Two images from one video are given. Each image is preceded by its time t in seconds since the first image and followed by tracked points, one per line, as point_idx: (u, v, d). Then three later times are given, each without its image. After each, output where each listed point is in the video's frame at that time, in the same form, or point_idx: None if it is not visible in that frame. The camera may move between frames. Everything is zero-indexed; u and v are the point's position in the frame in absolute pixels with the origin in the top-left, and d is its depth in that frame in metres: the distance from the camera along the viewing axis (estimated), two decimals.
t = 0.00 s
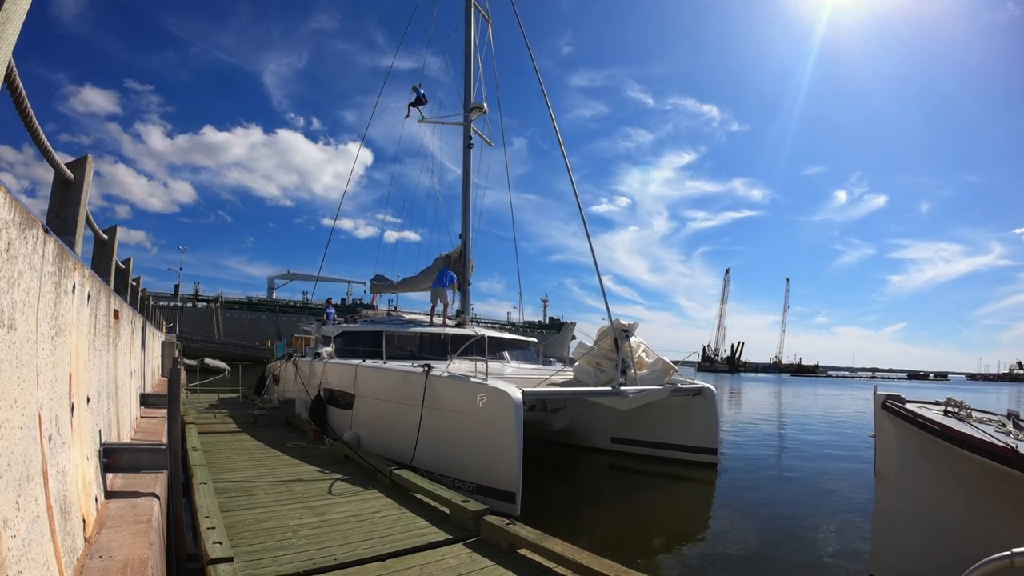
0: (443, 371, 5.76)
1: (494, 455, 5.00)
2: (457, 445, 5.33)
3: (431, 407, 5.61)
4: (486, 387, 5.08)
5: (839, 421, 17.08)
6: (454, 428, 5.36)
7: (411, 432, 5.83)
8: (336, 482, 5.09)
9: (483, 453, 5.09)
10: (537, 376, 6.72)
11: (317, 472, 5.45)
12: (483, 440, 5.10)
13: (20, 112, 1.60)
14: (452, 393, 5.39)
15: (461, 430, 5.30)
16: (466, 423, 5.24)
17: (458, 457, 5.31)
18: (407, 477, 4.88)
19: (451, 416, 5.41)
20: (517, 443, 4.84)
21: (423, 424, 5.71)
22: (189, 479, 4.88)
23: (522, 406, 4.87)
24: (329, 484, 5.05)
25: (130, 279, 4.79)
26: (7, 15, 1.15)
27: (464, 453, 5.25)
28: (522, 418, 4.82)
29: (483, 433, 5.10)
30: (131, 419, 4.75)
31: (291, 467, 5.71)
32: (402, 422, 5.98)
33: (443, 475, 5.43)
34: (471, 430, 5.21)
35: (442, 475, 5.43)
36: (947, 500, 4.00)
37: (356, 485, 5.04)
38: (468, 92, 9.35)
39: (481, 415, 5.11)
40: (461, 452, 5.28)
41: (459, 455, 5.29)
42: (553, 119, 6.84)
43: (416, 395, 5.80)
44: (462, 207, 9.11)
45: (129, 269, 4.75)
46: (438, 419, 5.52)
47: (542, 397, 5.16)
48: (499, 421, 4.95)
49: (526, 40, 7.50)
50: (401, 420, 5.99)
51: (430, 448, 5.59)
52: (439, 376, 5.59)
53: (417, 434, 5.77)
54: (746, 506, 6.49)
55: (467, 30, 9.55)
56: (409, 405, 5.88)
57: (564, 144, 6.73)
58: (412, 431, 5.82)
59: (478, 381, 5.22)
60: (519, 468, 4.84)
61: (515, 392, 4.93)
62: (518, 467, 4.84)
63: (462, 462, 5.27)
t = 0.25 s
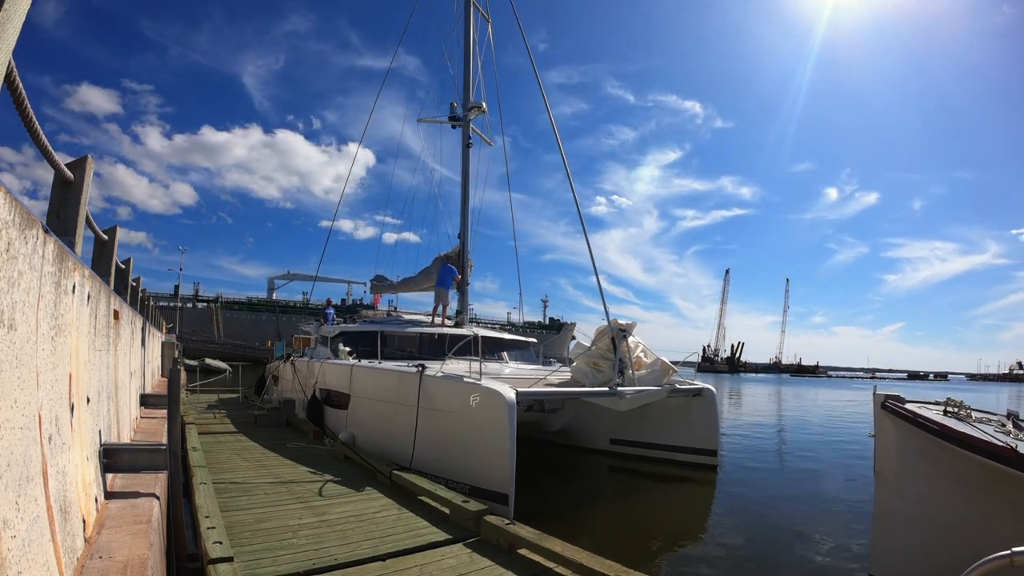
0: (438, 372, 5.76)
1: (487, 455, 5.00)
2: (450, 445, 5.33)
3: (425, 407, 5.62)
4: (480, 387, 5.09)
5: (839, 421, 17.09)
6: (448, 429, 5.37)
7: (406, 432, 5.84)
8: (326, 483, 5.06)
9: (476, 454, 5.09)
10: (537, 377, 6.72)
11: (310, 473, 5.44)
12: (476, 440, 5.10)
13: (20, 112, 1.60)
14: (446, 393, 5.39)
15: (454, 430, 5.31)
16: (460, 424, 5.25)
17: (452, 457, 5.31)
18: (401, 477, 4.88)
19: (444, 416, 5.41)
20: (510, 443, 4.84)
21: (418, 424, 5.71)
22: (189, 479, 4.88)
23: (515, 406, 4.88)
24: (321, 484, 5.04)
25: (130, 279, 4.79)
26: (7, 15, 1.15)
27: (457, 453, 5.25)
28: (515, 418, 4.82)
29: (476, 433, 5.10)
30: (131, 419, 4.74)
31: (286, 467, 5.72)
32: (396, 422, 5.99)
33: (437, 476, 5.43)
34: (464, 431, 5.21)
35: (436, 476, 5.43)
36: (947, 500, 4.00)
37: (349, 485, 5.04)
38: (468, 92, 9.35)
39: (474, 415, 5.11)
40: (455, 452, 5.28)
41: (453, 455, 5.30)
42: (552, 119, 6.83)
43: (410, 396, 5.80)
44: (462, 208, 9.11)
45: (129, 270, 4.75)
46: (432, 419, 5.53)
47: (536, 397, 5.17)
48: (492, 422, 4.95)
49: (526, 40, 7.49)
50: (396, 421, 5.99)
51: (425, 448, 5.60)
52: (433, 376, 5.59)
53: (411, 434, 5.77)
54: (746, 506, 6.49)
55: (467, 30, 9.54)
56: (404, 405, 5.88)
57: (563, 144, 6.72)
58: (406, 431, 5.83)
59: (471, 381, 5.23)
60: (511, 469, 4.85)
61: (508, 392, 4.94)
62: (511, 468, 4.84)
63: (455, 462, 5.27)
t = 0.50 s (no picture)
0: (442, 371, 5.76)
1: (492, 455, 5.00)
2: (455, 445, 5.33)
3: (430, 407, 5.61)
4: (484, 387, 5.08)
5: (839, 421, 17.09)
6: (453, 428, 5.36)
7: (410, 432, 5.84)
8: (336, 482, 5.12)
9: (482, 453, 5.09)
10: (537, 376, 6.73)
11: (315, 472, 5.45)
12: (480, 440, 5.11)
13: (20, 112, 1.60)
14: (450, 393, 5.40)
15: (459, 430, 5.30)
16: (465, 423, 5.24)
17: (457, 457, 5.31)
18: (407, 477, 4.88)
19: (448, 416, 5.41)
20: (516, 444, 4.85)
21: (422, 424, 5.71)
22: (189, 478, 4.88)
23: (520, 406, 4.87)
24: (325, 484, 5.04)
25: (130, 279, 4.79)
26: (7, 15, 1.15)
27: (462, 453, 5.25)
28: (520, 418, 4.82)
29: (481, 433, 5.10)
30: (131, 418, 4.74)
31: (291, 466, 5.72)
32: (400, 421, 5.98)
33: (442, 476, 5.43)
34: (469, 430, 5.21)
35: (441, 475, 5.43)
36: (947, 500, 4.00)
37: (355, 485, 5.04)
38: (468, 92, 9.35)
39: (479, 415, 5.11)
40: (460, 452, 5.28)
41: (458, 455, 5.29)
42: (552, 119, 6.83)
43: (414, 395, 5.80)
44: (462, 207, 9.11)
45: (129, 269, 4.75)
46: (437, 419, 5.52)
47: (540, 397, 5.16)
48: (498, 421, 4.95)
49: (526, 41, 7.49)
50: (399, 420, 5.99)
51: (428, 448, 5.60)
52: (437, 376, 5.59)
53: (416, 434, 5.77)
54: (745, 506, 6.50)
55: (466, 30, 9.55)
56: (408, 404, 5.88)
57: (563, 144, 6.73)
58: (411, 431, 5.82)
59: (476, 381, 5.23)
60: (517, 468, 4.85)
61: (513, 392, 4.93)
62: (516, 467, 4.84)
63: (461, 462, 5.27)
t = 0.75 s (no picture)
0: (445, 371, 5.75)
1: (496, 454, 5.00)
2: (458, 445, 5.33)
3: (433, 407, 5.61)
4: (488, 387, 5.08)
5: (839, 420, 17.11)
6: (456, 428, 5.36)
7: (413, 432, 5.83)
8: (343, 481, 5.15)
9: (485, 453, 5.09)
10: (537, 376, 6.72)
11: (317, 472, 5.46)
12: (484, 440, 5.11)
13: (20, 111, 1.60)
14: (453, 393, 5.40)
15: (462, 430, 5.30)
16: (468, 423, 5.24)
17: (460, 457, 5.31)
18: (410, 476, 4.87)
19: (452, 415, 5.41)
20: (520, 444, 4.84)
21: (425, 424, 5.70)
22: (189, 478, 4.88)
23: (524, 406, 4.87)
24: (326, 483, 5.04)
25: (130, 279, 4.79)
26: (7, 15, 1.15)
27: (466, 453, 5.25)
28: (524, 418, 4.82)
29: (485, 432, 5.10)
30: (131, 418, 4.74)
31: (293, 466, 5.72)
32: (403, 421, 5.98)
33: (445, 475, 5.43)
34: (473, 430, 5.21)
35: (444, 475, 5.43)
36: (947, 500, 4.00)
37: (359, 484, 5.04)
38: (468, 92, 9.35)
39: (483, 415, 5.11)
40: (463, 452, 5.28)
41: (461, 454, 5.29)
42: (553, 119, 6.84)
43: (417, 395, 5.79)
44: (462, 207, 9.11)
45: (129, 269, 4.75)
46: (440, 418, 5.52)
47: (543, 397, 5.16)
48: (501, 421, 4.95)
49: (526, 41, 7.49)
50: (402, 420, 5.99)
51: (431, 447, 5.60)
52: (440, 376, 5.58)
53: (418, 433, 5.77)
54: (746, 505, 6.50)
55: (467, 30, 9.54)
56: (411, 404, 5.88)
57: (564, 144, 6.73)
58: (413, 431, 5.82)
59: (479, 381, 5.22)
60: (521, 468, 4.85)
61: (517, 392, 4.92)
62: (520, 467, 4.84)
63: (464, 462, 5.27)
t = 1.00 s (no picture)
0: (443, 371, 5.75)
1: (494, 454, 5.00)
2: (457, 445, 5.33)
3: (431, 407, 5.61)
4: (486, 387, 5.08)
5: (838, 420, 17.13)
6: (455, 428, 5.36)
7: (411, 432, 5.83)
8: (335, 483, 5.05)
9: (484, 453, 5.09)
10: (537, 376, 6.72)
11: (316, 472, 5.46)
12: (483, 440, 5.11)
13: (20, 112, 1.60)
14: (451, 393, 5.39)
15: (461, 430, 5.30)
16: (466, 423, 5.24)
17: (458, 457, 5.30)
18: (408, 477, 4.87)
19: (450, 416, 5.41)
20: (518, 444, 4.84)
21: (423, 424, 5.70)
22: (189, 478, 4.88)
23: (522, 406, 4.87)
24: (326, 484, 5.04)
25: (130, 279, 4.79)
26: (7, 15, 1.15)
27: (464, 453, 5.25)
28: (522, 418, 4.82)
29: (483, 433, 5.10)
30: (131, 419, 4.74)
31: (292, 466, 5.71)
32: (401, 421, 5.98)
33: (443, 476, 5.43)
34: (471, 430, 5.21)
35: (442, 475, 5.43)
36: (947, 500, 4.00)
37: (358, 485, 5.04)
38: (468, 92, 9.35)
39: (481, 415, 5.11)
40: (461, 452, 5.28)
41: (459, 455, 5.29)
42: (552, 119, 6.84)
43: (416, 395, 5.79)
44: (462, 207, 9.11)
45: (129, 269, 4.75)
46: (439, 419, 5.52)
47: (542, 397, 5.16)
48: (500, 421, 4.95)
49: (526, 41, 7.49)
50: (401, 420, 5.99)
51: (430, 448, 5.60)
52: (439, 376, 5.58)
53: (417, 434, 5.77)
54: (745, 505, 6.50)
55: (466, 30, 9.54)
56: (409, 404, 5.88)
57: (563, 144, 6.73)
58: (412, 431, 5.82)
59: (477, 381, 5.22)
60: (519, 468, 4.85)
61: (515, 392, 4.93)
62: (518, 467, 4.84)
63: (462, 462, 5.27)
